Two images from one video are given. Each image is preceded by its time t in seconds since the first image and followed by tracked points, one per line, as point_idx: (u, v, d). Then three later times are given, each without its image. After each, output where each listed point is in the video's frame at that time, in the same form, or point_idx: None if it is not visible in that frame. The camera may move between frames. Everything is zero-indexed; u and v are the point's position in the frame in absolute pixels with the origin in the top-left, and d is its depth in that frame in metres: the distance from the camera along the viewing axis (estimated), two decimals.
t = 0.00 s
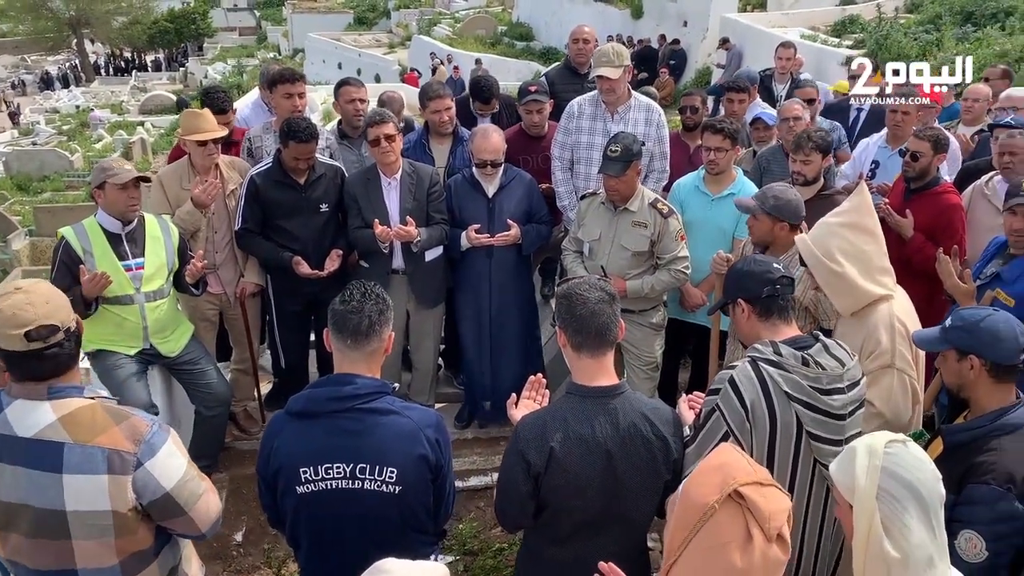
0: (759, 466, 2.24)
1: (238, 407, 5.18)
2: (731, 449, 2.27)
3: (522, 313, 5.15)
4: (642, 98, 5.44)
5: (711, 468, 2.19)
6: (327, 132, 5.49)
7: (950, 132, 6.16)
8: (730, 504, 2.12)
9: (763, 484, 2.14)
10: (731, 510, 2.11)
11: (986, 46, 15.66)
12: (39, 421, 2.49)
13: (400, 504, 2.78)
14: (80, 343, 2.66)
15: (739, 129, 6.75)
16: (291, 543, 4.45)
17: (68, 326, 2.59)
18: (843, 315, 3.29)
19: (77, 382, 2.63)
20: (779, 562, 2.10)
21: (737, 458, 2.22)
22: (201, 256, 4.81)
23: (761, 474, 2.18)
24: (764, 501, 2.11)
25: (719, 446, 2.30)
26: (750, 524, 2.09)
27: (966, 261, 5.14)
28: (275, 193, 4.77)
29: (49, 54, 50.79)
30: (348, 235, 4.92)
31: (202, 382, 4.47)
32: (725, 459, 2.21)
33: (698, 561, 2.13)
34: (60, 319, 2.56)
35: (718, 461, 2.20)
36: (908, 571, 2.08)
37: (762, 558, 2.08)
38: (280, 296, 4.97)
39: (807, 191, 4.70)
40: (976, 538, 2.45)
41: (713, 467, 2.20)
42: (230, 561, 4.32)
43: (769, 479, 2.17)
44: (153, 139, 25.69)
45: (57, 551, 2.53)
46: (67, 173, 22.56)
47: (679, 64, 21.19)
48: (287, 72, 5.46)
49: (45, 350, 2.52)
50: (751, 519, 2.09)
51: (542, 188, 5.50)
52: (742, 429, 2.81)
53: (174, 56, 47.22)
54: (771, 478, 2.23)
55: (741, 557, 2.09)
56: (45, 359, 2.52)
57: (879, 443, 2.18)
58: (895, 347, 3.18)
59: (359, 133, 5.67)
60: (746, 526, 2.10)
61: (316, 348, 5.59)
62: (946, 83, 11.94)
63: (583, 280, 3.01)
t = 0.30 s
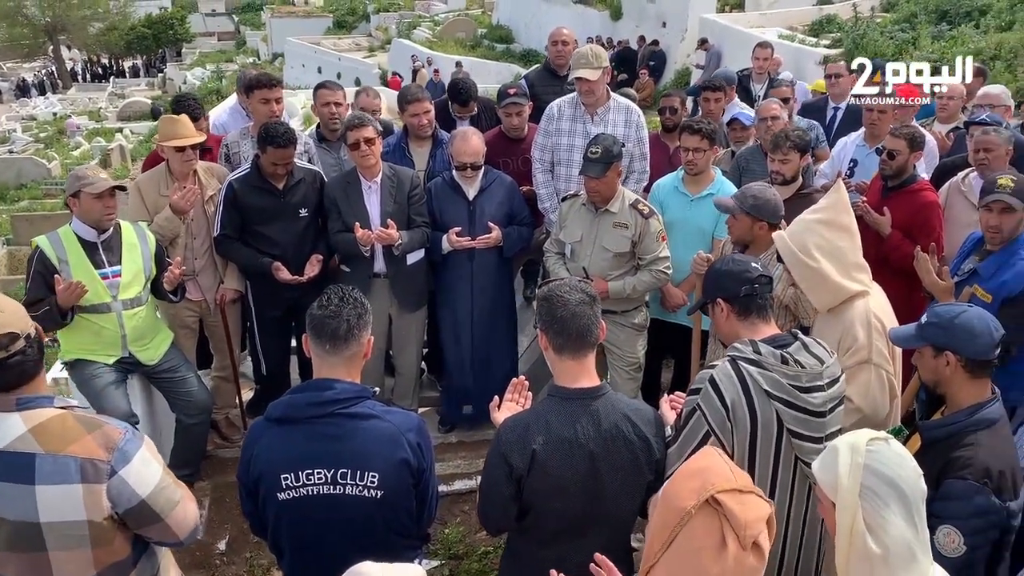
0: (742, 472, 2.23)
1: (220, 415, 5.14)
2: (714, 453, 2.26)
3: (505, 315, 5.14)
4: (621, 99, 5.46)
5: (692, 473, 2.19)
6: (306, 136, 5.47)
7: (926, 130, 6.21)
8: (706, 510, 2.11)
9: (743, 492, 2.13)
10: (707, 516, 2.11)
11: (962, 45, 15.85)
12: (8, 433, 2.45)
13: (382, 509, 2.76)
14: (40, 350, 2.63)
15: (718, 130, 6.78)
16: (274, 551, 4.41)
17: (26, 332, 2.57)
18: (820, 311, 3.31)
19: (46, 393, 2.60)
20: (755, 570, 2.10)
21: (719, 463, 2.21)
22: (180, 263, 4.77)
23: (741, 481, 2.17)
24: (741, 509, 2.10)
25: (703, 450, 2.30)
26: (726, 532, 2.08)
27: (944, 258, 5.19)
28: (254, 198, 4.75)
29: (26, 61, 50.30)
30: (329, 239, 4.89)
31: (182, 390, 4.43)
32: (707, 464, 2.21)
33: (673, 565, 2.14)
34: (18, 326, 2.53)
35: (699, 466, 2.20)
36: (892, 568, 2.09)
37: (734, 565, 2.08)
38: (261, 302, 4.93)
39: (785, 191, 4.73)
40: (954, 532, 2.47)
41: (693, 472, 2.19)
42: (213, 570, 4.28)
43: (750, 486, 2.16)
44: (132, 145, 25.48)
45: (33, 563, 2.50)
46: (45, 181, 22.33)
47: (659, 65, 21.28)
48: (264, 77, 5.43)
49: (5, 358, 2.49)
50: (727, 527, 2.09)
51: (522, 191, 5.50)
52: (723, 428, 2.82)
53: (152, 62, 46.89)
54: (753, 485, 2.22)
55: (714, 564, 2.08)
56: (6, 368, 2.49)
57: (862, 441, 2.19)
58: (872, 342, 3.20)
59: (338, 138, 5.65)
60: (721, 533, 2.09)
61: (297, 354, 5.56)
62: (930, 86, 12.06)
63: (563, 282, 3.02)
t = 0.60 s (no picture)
0: (716, 478, 2.12)
1: (200, 422, 5.11)
2: (686, 461, 2.16)
3: (486, 318, 5.14)
4: (599, 101, 5.47)
5: (662, 483, 2.09)
6: (283, 141, 5.44)
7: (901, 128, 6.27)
8: (677, 522, 2.01)
9: (715, 502, 2.03)
10: (678, 529, 2.01)
11: (936, 44, 16.05)
12: None
13: (363, 513, 2.75)
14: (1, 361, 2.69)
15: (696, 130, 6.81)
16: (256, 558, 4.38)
17: None
18: (797, 309, 3.34)
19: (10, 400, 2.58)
20: None
21: (690, 472, 2.11)
22: (156, 269, 4.73)
23: (714, 490, 2.07)
24: (712, 520, 2.00)
25: (675, 456, 2.19)
26: (697, 545, 1.99)
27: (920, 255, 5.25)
28: (231, 203, 4.71)
29: None
30: (308, 243, 4.87)
31: (160, 398, 4.39)
32: (678, 473, 2.10)
33: None
34: None
35: (669, 477, 2.10)
36: (871, 565, 2.09)
37: None
38: (239, 308, 4.90)
39: (762, 191, 4.76)
40: (930, 527, 2.50)
41: (663, 482, 2.09)
42: None
43: (723, 495, 2.05)
44: (109, 151, 25.20)
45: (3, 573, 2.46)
46: (20, 188, 22.05)
47: (638, 66, 21.34)
48: (240, 81, 5.40)
49: None
50: (698, 539, 1.99)
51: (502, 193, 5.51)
52: (702, 428, 2.83)
53: (129, 68, 46.45)
54: (727, 492, 2.11)
55: None
56: None
57: (841, 439, 2.23)
58: (848, 339, 3.23)
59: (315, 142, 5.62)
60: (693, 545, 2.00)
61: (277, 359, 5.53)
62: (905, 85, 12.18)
63: (542, 284, 3.02)
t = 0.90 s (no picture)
0: (686, 485, 2.14)
1: (178, 429, 5.06)
2: (656, 469, 2.17)
3: (466, 321, 5.14)
4: (577, 103, 5.50)
5: (633, 494, 2.10)
6: (260, 145, 5.41)
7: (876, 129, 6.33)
8: (651, 534, 2.03)
9: (687, 511, 2.04)
10: (652, 541, 2.03)
11: (911, 45, 16.24)
12: None
13: (343, 520, 2.74)
14: None
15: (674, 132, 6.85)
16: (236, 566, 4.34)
17: None
18: (773, 310, 3.37)
19: None
20: None
21: (660, 480, 2.12)
22: (132, 275, 4.69)
23: (685, 499, 2.08)
24: (685, 529, 2.01)
25: (645, 465, 2.20)
26: (672, 556, 2.00)
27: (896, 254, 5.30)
28: (208, 208, 4.68)
29: None
30: (286, 248, 4.84)
31: (138, 405, 4.35)
32: (651, 483, 2.11)
33: None
34: None
35: (640, 487, 2.11)
36: (847, 562, 2.12)
37: None
38: (217, 314, 4.87)
39: (739, 193, 4.80)
40: (906, 525, 2.54)
41: (634, 494, 2.10)
42: None
43: (694, 503, 2.07)
44: (85, 156, 24.91)
45: None
46: None
47: (617, 68, 21.41)
48: (216, 85, 5.37)
49: None
50: (672, 550, 2.01)
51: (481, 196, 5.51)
52: (681, 429, 2.85)
53: (104, 72, 45.99)
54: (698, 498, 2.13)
55: None
56: None
57: (816, 437, 2.24)
58: (824, 339, 3.26)
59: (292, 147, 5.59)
60: (668, 557, 2.01)
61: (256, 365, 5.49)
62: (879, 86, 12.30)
63: (520, 287, 3.03)
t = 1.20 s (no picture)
0: (644, 482, 2.15)
1: (156, 435, 5.02)
2: (614, 470, 2.18)
3: (447, 325, 5.14)
4: (555, 106, 5.51)
5: (593, 495, 2.10)
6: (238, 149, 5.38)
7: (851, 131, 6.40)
8: (613, 533, 2.04)
9: (647, 507, 2.05)
10: (614, 540, 2.04)
11: (886, 48, 16.43)
12: None
13: (322, 525, 2.73)
14: None
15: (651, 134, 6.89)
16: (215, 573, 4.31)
17: None
18: (750, 312, 3.40)
19: None
20: None
21: (618, 480, 2.13)
22: (108, 281, 4.65)
23: (644, 495, 2.09)
24: (646, 526, 2.02)
25: (603, 466, 2.20)
26: (635, 553, 2.02)
27: (871, 255, 5.36)
28: (185, 213, 4.65)
29: None
30: (264, 253, 4.82)
31: (115, 412, 4.31)
32: (609, 483, 2.11)
33: None
34: None
35: (598, 488, 2.11)
36: (822, 561, 2.13)
37: None
38: (195, 319, 4.84)
39: (717, 195, 4.84)
40: (882, 524, 2.58)
41: (594, 495, 2.10)
42: None
43: (654, 499, 2.08)
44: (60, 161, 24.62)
45: None
46: None
47: (596, 72, 21.49)
48: (194, 89, 5.34)
49: None
50: (635, 547, 2.01)
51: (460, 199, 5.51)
52: (660, 431, 2.86)
53: (80, 77, 45.56)
54: (657, 495, 2.14)
55: None
56: None
57: (790, 438, 2.27)
58: (800, 341, 3.29)
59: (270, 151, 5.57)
60: (631, 554, 2.02)
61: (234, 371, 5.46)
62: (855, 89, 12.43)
63: (498, 290, 3.03)
